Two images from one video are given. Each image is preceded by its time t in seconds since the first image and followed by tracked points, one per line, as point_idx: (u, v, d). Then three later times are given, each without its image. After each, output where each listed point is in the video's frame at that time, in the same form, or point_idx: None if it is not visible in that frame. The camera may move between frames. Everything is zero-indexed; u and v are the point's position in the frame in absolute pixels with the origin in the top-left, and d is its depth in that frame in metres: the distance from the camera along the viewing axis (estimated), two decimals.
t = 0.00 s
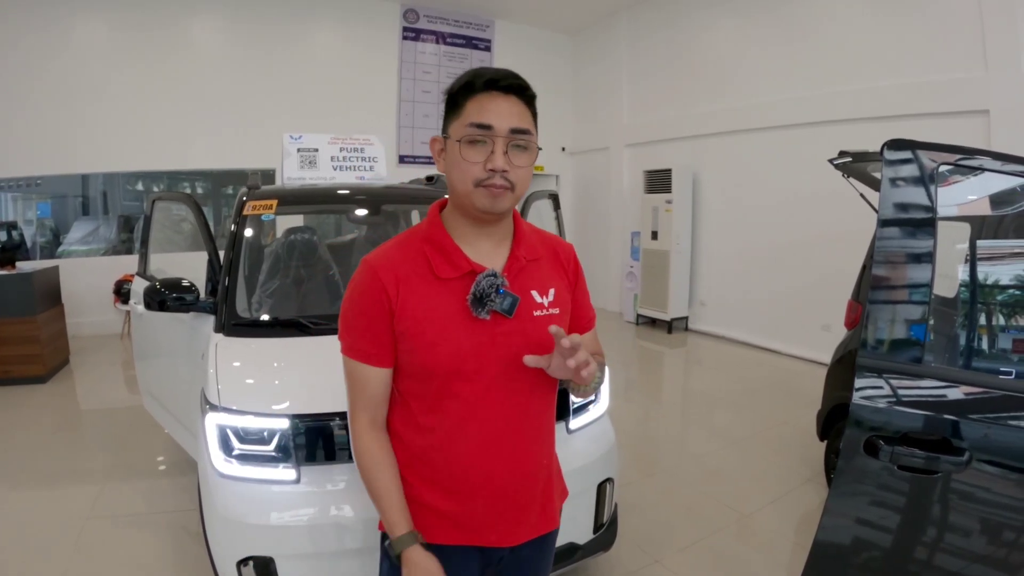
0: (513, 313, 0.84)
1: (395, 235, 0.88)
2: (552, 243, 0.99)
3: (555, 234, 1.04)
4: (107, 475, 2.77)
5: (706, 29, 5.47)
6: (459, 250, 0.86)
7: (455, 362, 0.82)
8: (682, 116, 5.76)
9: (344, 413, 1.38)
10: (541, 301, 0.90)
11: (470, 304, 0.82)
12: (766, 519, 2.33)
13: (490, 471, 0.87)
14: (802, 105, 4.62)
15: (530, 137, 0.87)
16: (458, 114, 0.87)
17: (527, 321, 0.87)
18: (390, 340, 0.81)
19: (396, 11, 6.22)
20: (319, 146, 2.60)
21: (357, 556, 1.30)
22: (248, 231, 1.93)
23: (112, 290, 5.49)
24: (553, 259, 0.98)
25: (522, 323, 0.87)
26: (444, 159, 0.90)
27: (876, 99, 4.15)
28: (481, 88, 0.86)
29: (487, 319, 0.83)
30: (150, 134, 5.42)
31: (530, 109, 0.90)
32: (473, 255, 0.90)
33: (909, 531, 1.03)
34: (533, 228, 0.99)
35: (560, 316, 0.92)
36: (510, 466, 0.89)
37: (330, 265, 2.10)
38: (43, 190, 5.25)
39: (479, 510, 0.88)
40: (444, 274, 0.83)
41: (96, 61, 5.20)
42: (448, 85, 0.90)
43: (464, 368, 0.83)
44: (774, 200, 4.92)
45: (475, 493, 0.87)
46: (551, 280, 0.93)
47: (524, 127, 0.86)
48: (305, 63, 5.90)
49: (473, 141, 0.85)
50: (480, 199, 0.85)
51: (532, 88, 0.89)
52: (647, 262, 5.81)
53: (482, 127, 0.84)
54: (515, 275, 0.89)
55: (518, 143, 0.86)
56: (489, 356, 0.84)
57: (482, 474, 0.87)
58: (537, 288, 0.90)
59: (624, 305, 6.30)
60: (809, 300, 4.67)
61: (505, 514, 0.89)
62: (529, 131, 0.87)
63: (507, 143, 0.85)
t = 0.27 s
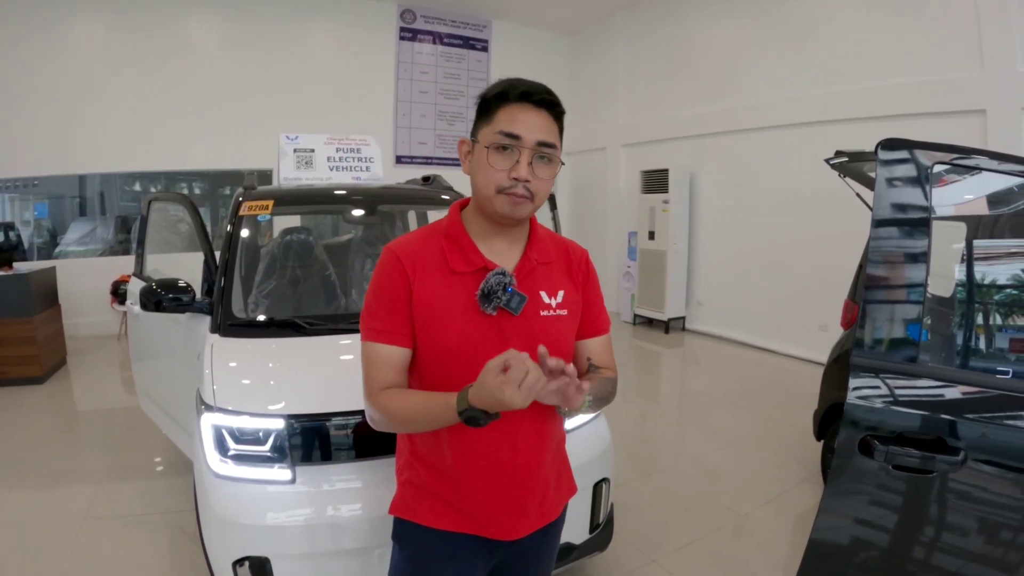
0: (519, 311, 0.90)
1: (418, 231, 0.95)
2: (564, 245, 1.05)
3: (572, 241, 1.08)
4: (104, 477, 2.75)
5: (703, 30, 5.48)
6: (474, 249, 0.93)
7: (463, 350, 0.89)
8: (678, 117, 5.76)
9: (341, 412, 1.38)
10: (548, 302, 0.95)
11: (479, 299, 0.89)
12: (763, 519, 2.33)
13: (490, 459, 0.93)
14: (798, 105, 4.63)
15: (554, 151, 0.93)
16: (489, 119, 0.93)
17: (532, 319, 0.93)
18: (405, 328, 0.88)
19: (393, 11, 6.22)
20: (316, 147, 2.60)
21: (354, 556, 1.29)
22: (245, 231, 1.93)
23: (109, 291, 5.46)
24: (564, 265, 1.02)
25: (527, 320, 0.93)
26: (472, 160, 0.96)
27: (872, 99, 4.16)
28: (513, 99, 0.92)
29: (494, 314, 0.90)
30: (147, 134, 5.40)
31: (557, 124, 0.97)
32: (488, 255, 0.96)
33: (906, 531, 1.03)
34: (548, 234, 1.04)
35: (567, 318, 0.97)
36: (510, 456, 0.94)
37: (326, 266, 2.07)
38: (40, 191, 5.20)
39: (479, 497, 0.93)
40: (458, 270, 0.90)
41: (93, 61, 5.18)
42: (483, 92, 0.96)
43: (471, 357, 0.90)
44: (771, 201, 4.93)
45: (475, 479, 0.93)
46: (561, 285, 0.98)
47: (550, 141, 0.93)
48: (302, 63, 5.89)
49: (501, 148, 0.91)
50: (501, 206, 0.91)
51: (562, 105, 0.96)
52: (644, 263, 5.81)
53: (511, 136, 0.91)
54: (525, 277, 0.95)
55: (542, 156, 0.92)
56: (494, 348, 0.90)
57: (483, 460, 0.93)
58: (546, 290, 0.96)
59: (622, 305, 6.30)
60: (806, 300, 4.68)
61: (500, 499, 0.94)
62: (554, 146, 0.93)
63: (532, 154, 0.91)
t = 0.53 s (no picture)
0: (528, 310, 0.90)
1: (432, 228, 0.97)
2: (576, 251, 1.04)
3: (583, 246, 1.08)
4: (101, 477, 2.74)
5: (700, 30, 5.48)
6: (485, 246, 0.93)
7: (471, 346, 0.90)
8: (676, 117, 5.77)
9: (338, 412, 1.38)
10: (557, 302, 0.95)
11: (488, 297, 0.89)
12: (760, 518, 2.33)
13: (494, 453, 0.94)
14: (795, 106, 4.64)
15: (565, 150, 0.95)
16: (503, 120, 0.96)
17: (541, 319, 0.93)
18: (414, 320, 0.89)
19: (390, 11, 6.21)
20: (313, 146, 2.59)
21: (352, 556, 1.29)
22: (242, 231, 1.92)
23: (106, 291, 5.44)
24: (575, 267, 1.02)
25: (535, 320, 0.93)
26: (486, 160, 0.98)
27: (870, 99, 4.17)
28: (526, 100, 0.95)
29: (502, 312, 0.90)
30: (144, 134, 5.38)
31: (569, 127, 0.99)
32: (497, 252, 0.96)
33: (904, 530, 1.03)
34: (560, 237, 1.04)
35: (574, 319, 0.97)
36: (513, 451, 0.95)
37: (323, 267, 2.07)
38: (38, 191, 5.17)
39: (481, 491, 0.93)
40: (468, 266, 0.91)
41: (89, 61, 5.15)
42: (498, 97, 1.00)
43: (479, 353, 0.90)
44: (768, 201, 4.93)
45: (478, 472, 0.94)
46: (569, 287, 0.98)
47: (561, 140, 0.95)
48: (299, 62, 5.87)
49: (514, 146, 0.93)
50: (513, 200, 0.92)
51: (573, 108, 0.98)
52: (642, 262, 5.81)
53: (523, 134, 0.93)
54: (534, 277, 0.95)
55: (554, 154, 0.94)
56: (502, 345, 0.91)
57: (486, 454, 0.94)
58: (555, 292, 0.96)
59: (619, 305, 6.30)
60: (803, 299, 4.69)
61: (503, 496, 0.94)
62: (565, 145, 0.95)
63: (544, 152, 0.93)
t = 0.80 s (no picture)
0: (528, 315, 0.90)
1: (438, 227, 0.97)
2: (583, 257, 1.03)
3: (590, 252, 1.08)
4: (98, 478, 2.73)
5: (697, 30, 5.49)
6: (490, 249, 0.93)
7: (470, 347, 0.90)
8: (673, 117, 5.77)
9: (336, 412, 1.37)
10: (559, 307, 0.95)
11: (489, 300, 0.89)
12: (757, 518, 2.33)
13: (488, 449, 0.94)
14: (792, 106, 4.65)
15: (576, 157, 0.95)
16: (514, 126, 0.95)
17: (541, 324, 0.93)
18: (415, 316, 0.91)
19: (388, 11, 6.20)
20: (310, 147, 2.59)
21: (350, 556, 1.29)
22: (239, 232, 1.92)
23: (103, 292, 5.42)
24: (580, 273, 1.01)
25: (536, 325, 0.93)
26: (496, 165, 0.97)
27: (867, 99, 4.18)
28: (538, 107, 0.94)
29: (502, 315, 0.90)
30: (141, 134, 5.36)
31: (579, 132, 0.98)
32: (503, 256, 0.96)
33: (901, 529, 1.04)
34: (567, 240, 1.04)
35: (575, 324, 0.97)
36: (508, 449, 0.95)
37: (321, 267, 2.06)
38: (35, 191, 5.15)
39: (476, 487, 0.93)
40: (471, 267, 0.91)
41: (86, 61, 5.13)
42: (507, 101, 0.99)
43: (477, 354, 0.90)
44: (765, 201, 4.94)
45: (473, 467, 0.94)
46: (572, 291, 0.98)
47: (572, 147, 0.94)
48: (296, 62, 5.86)
49: (525, 154, 0.93)
50: (525, 209, 0.92)
51: (583, 113, 0.98)
52: (639, 262, 5.81)
53: (534, 142, 0.92)
54: (538, 281, 0.95)
55: (565, 161, 0.94)
56: (501, 348, 0.90)
57: (481, 449, 0.94)
58: (557, 296, 0.96)
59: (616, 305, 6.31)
60: (800, 299, 4.70)
61: (501, 496, 0.94)
62: (576, 152, 0.95)
63: (555, 160, 0.92)
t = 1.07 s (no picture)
0: (528, 316, 0.90)
1: (440, 227, 0.97)
2: (583, 257, 1.03)
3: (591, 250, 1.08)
4: (95, 478, 2.72)
5: (694, 30, 5.50)
6: (489, 250, 0.93)
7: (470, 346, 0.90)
8: (670, 117, 5.78)
9: (334, 412, 1.37)
10: (558, 308, 0.95)
11: (489, 300, 0.89)
12: (754, 517, 2.34)
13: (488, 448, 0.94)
14: (789, 106, 4.66)
15: (570, 155, 0.94)
16: (507, 128, 0.95)
17: (540, 324, 0.93)
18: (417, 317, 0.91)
19: (385, 11, 6.19)
20: (307, 147, 2.58)
21: (347, 556, 1.29)
22: (236, 232, 1.92)
23: (100, 292, 5.41)
24: (580, 273, 1.01)
25: (535, 325, 0.93)
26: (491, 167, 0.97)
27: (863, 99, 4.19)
28: (528, 107, 0.94)
29: (502, 316, 0.90)
30: (138, 134, 5.35)
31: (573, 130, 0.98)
32: (503, 256, 0.96)
33: (898, 528, 1.04)
34: (568, 240, 1.03)
35: (574, 325, 0.97)
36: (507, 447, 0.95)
37: (318, 267, 2.05)
38: (31, 191, 5.15)
39: (475, 485, 0.93)
40: (472, 268, 0.91)
41: (82, 60, 5.12)
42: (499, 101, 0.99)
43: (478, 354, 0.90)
44: (762, 200, 4.95)
45: (472, 466, 0.94)
46: (572, 292, 0.98)
47: (566, 145, 0.94)
48: (293, 62, 5.85)
49: (517, 155, 0.92)
50: (521, 209, 0.92)
51: (576, 110, 0.97)
52: (636, 262, 5.82)
53: (526, 143, 0.92)
54: (538, 282, 0.95)
55: (559, 160, 0.93)
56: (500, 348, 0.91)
57: (481, 447, 0.94)
58: (557, 297, 0.96)
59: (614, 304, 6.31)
60: (797, 298, 4.71)
61: (499, 494, 0.95)
62: (570, 150, 0.94)
63: (548, 159, 0.92)
